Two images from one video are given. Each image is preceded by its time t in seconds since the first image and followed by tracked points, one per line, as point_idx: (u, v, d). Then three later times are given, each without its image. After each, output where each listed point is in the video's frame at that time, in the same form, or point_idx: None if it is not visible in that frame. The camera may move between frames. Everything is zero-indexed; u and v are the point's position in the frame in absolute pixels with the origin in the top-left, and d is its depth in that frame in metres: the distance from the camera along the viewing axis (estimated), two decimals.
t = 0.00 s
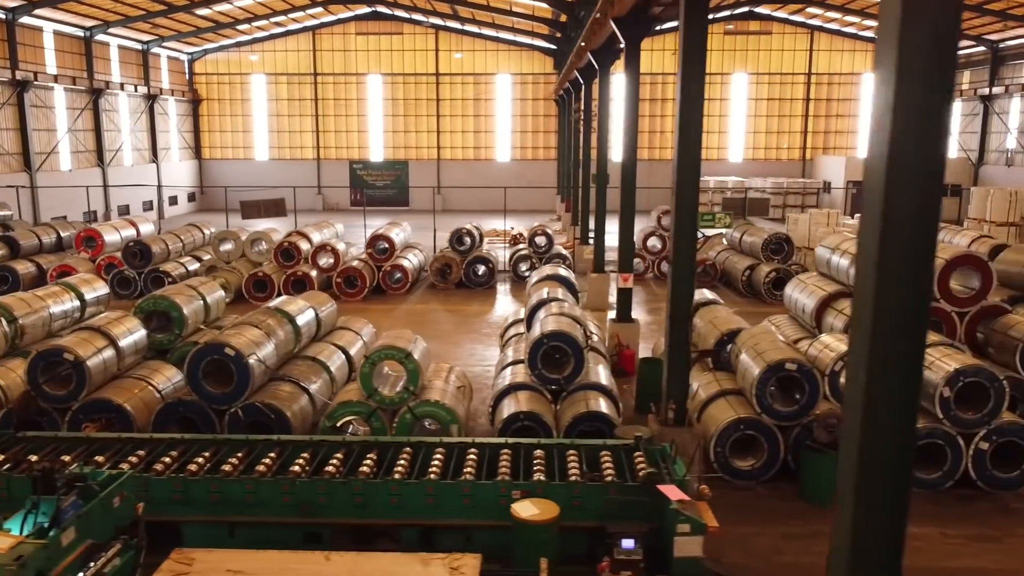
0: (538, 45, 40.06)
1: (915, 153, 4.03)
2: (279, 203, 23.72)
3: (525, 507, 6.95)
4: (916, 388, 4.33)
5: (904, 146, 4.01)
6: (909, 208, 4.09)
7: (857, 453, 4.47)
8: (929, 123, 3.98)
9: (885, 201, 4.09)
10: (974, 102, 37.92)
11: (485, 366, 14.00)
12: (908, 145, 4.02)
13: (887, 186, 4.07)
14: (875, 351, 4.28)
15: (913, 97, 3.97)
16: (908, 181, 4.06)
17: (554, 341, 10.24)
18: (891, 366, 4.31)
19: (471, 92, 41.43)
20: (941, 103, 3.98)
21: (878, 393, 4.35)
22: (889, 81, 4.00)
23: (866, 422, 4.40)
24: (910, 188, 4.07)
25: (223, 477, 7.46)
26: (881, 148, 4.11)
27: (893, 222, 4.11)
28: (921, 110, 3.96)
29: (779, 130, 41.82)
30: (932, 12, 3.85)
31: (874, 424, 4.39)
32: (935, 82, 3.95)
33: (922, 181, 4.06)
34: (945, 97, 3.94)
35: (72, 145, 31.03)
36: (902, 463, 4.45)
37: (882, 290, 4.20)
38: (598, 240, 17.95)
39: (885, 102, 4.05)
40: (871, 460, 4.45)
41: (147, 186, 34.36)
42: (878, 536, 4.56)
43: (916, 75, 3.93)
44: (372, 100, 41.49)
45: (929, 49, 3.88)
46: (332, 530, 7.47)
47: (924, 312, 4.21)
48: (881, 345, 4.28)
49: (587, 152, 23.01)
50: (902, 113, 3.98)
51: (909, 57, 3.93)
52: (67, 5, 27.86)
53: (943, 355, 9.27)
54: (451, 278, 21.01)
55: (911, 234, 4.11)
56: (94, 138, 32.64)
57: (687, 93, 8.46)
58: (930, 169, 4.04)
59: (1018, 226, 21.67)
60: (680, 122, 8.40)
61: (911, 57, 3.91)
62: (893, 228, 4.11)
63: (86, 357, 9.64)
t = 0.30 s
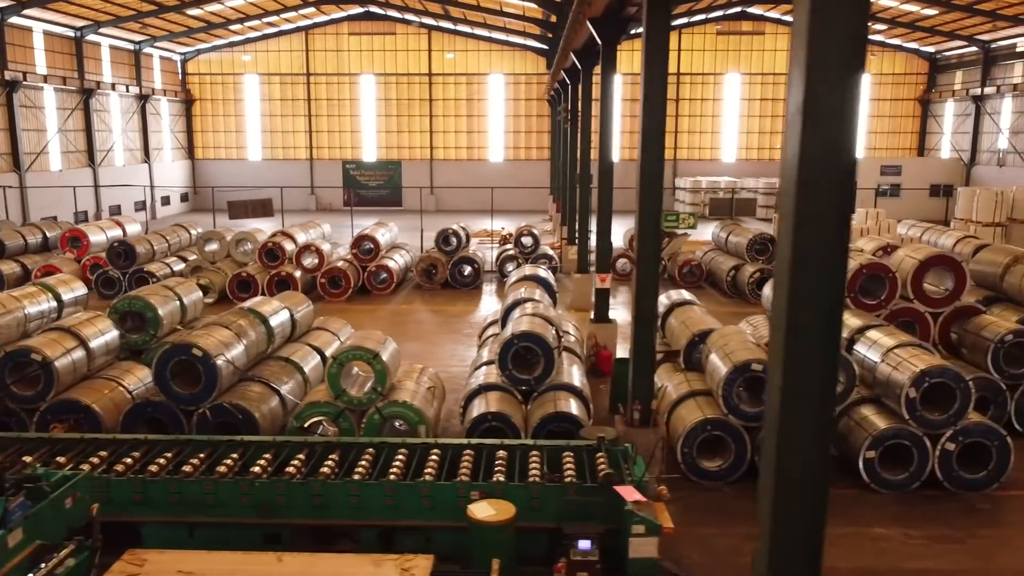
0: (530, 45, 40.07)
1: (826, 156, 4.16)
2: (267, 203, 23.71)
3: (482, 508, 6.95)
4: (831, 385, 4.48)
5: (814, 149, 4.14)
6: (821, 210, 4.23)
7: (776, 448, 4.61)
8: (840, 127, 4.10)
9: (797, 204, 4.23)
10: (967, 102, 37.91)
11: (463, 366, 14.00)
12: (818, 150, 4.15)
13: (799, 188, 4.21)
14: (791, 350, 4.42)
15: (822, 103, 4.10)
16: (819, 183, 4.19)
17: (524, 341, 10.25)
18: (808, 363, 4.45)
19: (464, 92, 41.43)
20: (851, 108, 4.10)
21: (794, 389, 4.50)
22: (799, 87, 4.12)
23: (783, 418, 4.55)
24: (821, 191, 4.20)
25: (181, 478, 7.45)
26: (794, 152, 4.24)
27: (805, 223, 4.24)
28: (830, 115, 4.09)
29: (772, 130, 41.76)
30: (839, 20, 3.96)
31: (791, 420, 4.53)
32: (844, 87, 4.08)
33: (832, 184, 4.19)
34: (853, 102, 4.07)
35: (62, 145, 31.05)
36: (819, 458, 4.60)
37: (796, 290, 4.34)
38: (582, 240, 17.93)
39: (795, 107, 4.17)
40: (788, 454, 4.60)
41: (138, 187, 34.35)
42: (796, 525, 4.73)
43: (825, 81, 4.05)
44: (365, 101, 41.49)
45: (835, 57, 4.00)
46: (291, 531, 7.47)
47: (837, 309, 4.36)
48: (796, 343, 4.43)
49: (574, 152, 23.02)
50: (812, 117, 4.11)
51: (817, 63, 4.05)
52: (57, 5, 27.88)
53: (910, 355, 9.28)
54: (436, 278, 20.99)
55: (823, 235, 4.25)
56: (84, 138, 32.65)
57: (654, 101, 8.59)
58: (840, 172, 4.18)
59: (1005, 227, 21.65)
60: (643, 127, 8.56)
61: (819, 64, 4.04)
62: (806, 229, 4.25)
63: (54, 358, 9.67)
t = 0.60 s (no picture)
0: (523, 45, 40.07)
1: (737, 155, 4.29)
2: (254, 203, 23.73)
3: (438, 508, 6.95)
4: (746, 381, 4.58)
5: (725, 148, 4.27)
6: (733, 208, 4.36)
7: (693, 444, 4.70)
8: (747, 134, 4.24)
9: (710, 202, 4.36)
10: (959, 102, 37.93)
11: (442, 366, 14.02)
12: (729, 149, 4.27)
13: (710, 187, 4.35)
14: (705, 346, 4.53)
15: (733, 103, 4.22)
16: (730, 182, 4.31)
17: (495, 342, 10.24)
18: (722, 360, 4.56)
19: (457, 92, 41.45)
20: (761, 109, 4.25)
21: (709, 384, 4.60)
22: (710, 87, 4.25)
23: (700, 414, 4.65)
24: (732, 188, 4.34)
25: (141, 478, 7.46)
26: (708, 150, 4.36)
27: (716, 220, 4.38)
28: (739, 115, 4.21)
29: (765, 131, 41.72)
30: (747, 25, 4.09)
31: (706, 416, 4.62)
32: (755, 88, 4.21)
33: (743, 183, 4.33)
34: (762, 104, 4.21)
35: (53, 145, 31.06)
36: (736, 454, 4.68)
37: (708, 288, 4.48)
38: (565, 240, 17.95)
39: (708, 107, 4.30)
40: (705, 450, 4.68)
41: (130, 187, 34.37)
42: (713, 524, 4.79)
43: (734, 83, 4.17)
44: (358, 101, 41.50)
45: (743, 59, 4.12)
46: (251, 531, 7.47)
47: (750, 306, 4.48)
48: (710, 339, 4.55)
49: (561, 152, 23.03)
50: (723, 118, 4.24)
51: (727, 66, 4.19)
52: (47, 5, 27.91)
53: (877, 355, 9.30)
54: (422, 278, 21.02)
55: (733, 233, 4.37)
56: (75, 138, 32.66)
57: (615, 99, 9.06)
58: (751, 170, 4.30)
59: (990, 228, 21.66)
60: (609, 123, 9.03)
61: (729, 65, 4.15)
62: (717, 226, 4.39)
63: (23, 358, 9.67)
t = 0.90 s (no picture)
0: (515, 45, 40.04)
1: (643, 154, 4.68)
2: (241, 203, 23.74)
3: (392, 508, 6.96)
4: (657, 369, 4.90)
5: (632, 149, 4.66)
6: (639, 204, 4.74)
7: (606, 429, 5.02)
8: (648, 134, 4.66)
9: (617, 198, 4.74)
10: (951, 102, 37.92)
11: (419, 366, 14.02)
12: (634, 151, 4.68)
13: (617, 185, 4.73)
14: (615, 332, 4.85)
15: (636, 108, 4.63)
16: (635, 177, 4.72)
17: (463, 342, 10.24)
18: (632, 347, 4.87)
19: (450, 92, 41.45)
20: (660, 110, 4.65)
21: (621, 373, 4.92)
22: (617, 93, 4.64)
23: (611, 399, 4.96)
24: (637, 186, 4.73)
25: (98, 478, 7.47)
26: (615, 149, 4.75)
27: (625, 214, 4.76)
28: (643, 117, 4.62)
29: (758, 130, 41.67)
30: (650, 32, 4.47)
31: (621, 404, 4.91)
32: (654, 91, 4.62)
33: (646, 181, 4.73)
34: (663, 113, 4.63)
35: (43, 145, 31.07)
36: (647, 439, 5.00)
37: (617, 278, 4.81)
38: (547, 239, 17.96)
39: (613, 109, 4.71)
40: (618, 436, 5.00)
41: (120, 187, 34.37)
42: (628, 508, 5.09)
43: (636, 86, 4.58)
44: (351, 101, 41.50)
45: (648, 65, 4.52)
46: (208, 531, 7.47)
47: (658, 297, 4.80)
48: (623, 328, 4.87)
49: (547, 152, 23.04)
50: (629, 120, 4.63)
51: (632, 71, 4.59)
52: (36, 5, 27.93)
53: (842, 355, 9.30)
54: (407, 278, 21.02)
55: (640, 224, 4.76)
56: (66, 138, 32.69)
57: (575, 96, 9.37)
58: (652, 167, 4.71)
59: (976, 228, 21.63)
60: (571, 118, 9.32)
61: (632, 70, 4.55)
62: (625, 222, 4.77)
63: None
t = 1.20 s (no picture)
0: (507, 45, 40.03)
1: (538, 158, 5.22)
2: (226, 203, 23.75)
3: (342, 508, 6.95)
4: (552, 363, 5.51)
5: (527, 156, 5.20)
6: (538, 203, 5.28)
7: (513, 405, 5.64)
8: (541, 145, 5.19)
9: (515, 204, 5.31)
10: (942, 102, 37.94)
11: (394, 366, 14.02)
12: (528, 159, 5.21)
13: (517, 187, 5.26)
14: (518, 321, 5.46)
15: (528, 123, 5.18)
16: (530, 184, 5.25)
17: (429, 341, 10.22)
18: (530, 345, 5.48)
19: (442, 92, 41.44)
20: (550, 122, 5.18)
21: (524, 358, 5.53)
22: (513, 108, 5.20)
23: (516, 381, 5.56)
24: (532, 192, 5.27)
25: (51, 477, 7.47)
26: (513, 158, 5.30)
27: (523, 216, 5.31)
28: (533, 137, 5.16)
29: (749, 130, 41.62)
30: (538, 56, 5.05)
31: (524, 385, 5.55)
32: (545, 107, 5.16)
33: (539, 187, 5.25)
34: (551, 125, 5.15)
35: (32, 145, 31.09)
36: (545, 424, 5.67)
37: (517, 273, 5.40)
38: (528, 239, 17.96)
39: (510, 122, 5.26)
40: (520, 419, 5.65)
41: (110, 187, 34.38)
42: (530, 482, 5.76)
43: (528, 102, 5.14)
44: (343, 101, 41.51)
45: (535, 90, 5.07)
46: (161, 530, 7.48)
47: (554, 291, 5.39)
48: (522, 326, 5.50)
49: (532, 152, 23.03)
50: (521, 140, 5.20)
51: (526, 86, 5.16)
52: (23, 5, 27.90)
53: (804, 354, 9.29)
54: (391, 278, 21.03)
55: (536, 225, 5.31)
56: (56, 138, 32.71)
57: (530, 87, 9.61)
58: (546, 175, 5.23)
59: (961, 227, 21.59)
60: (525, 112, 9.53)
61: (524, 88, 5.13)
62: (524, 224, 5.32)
63: None
